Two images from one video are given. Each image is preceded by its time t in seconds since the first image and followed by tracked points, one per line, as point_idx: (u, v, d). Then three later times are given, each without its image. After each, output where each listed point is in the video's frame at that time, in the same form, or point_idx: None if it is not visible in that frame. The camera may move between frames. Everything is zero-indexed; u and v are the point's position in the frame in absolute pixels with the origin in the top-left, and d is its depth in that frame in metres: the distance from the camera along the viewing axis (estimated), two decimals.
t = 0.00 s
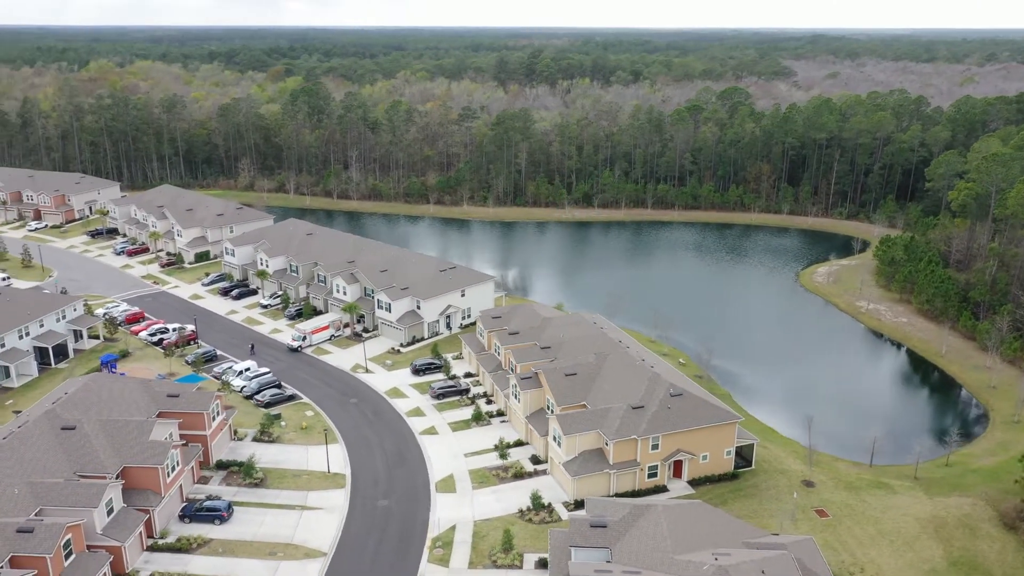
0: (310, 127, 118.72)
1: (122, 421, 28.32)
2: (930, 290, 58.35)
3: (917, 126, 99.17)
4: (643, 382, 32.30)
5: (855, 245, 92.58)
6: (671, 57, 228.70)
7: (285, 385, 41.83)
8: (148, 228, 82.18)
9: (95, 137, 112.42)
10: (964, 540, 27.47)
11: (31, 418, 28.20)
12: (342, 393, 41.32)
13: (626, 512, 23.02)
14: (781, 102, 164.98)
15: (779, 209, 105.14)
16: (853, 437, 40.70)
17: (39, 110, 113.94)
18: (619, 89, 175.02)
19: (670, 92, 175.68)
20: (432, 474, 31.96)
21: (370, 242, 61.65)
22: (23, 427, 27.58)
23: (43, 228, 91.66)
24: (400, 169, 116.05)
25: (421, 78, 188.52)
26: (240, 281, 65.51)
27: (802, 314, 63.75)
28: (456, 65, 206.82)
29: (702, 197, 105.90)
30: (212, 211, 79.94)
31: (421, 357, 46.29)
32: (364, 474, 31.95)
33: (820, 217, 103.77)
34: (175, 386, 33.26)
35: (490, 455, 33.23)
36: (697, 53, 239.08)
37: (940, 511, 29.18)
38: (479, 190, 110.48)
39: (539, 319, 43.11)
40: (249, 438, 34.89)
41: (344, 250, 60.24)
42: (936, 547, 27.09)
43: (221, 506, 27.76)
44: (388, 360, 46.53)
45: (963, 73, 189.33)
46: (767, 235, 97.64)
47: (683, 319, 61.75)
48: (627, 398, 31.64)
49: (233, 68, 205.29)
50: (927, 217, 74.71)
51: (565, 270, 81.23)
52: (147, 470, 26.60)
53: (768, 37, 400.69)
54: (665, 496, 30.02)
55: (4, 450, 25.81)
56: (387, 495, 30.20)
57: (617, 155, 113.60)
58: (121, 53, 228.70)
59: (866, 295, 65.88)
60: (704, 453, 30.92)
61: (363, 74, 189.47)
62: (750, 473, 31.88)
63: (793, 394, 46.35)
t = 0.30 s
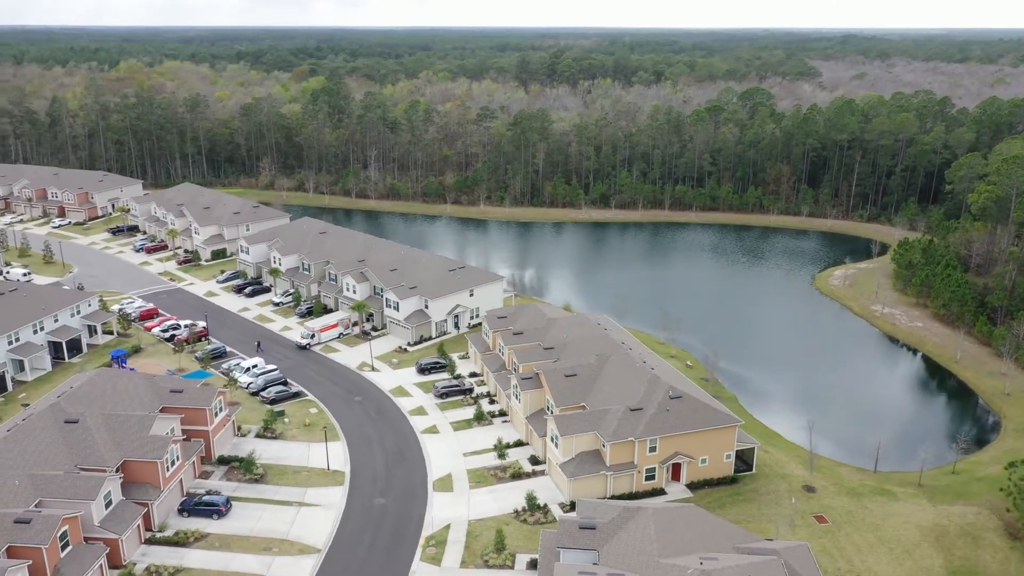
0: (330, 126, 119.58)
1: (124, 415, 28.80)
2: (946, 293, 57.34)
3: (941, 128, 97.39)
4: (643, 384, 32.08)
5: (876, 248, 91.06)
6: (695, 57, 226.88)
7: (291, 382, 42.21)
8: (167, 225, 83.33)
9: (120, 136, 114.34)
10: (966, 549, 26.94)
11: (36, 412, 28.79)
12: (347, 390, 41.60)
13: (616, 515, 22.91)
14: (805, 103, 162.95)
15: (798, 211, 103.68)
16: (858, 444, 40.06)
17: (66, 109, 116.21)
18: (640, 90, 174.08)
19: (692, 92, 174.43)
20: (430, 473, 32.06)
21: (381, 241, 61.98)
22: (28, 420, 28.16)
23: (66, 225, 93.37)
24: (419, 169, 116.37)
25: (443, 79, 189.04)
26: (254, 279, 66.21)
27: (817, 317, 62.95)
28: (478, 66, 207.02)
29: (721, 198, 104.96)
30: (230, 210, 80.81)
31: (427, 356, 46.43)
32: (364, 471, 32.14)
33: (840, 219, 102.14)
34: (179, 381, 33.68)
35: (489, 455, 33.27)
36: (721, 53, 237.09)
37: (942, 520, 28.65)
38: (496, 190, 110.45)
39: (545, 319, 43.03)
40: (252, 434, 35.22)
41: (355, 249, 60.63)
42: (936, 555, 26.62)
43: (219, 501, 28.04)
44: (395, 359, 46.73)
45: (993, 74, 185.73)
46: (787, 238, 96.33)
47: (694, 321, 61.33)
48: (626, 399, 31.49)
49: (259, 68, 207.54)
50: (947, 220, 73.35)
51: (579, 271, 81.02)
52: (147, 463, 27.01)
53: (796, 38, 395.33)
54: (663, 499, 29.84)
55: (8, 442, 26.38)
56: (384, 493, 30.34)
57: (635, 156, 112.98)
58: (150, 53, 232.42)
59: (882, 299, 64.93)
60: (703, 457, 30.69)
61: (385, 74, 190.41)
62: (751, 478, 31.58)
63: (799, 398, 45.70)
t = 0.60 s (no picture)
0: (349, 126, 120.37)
1: (127, 410, 29.21)
2: (962, 299, 56.39)
3: (965, 130, 95.50)
4: (643, 386, 31.91)
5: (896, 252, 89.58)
6: (718, 57, 225.07)
7: (297, 380, 42.56)
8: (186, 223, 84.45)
9: (144, 135, 116.12)
10: (968, 560, 26.44)
11: (42, 406, 29.34)
12: (352, 389, 41.86)
13: (605, 517, 22.80)
14: (829, 104, 160.78)
15: (818, 213, 102.15)
16: (859, 451, 39.48)
17: (93, 108, 118.24)
18: (662, 90, 173.01)
19: (714, 93, 172.87)
20: (429, 472, 32.15)
21: (392, 241, 62.30)
22: (33, 414, 28.69)
23: (90, 223, 94.97)
24: (437, 169, 116.69)
25: (464, 79, 189.35)
26: (268, 277, 66.87)
27: (831, 321, 62.16)
28: (500, 66, 206.89)
29: (739, 200, 103.93)
30: (247, 209, 81.67)
31: (434, 356, 46.59)
32: (363, 469, 32.33)
33: (861, 222, 100.57)
34: (184, 377, 34.10)
35: (488, 455, 33.31)
36: (745, 54, 234.53)
37: (945, 529, 28.16)
38: (513, 190, 110.35)
39: (550, 320, 42.98)
40: (256, 431, 35.60)
41: (366, 249, 61.00)
42: (936, 565, 26.17)
43: (217, 496, 28.38)
44: (401, 358, 46.95)
45: None
46: (806, 241, 95.02)
47: (705, 323, 60.84)
48: (625, 401, 31.32)
49: (283, 68, 209.61)
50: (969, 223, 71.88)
51: (592, 272, 80.80)
52: (147, 458, 27.39)
53: (823, 39, 390.40)
54: (660, 503, 29.67)
55: (13, 435, 26.89)
56: (381, 492, 30.49)
57: (654, 157, 112.20)
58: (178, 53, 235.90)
59: (897, 303, 63.98)
60: (702, 460, 30.43)
61: (406, 74, 191.02)
62: (751, 483, 31.27)
63: (802, 403, 45.14)
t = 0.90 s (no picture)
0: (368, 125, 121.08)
1: (129, 405, 29.66)
2: (979, 303, 55.28)
3: (990, 132, 93.53)
4: (642, 388, 31.77)
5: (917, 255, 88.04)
6: (742, 57, 222.98)
7: (303, 377, 42.92)
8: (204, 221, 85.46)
9: (167, 134, 117.85)
10: (969, 569, 25.96)
11: (48, 400, 29.85)
12: (356, 387, 42.15)
13: (594, 519, 22.75)
14: (854, 105, 158.47)
15: (837, 216, 100.78)
16: (862, 456, 39.03)
17: (119, 107, 120.17)
18: (683, 91, 171.77)
19: (737, 94, 171.19)
20: (427, 471, 32.29)
21: (404, 240, 62.62)
22: (38, 408, 29.22)
23: (111, 220, 96.45)
24: (455, 169, 116.90)
25: (485, 79, 189.41)
26: (282, 275, 67.48)
27: (844, 325, 61.42)
28: (521, 66, 206.65)
29: (757, 202, 102.82)
30: (264, 207, 82.48)
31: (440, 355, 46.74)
32: (362, 467, 32.56)
33: (881, 225, 98.98)
34: (189, 373, 34.53)
35: (487, 455, 33.35)
36: (770, 55, 231.93)
37: (947, 537, 27.67)
38: (530, 190, 110.19)
39: (555, 320, 42.95)
40: (259, 427, 35.96)
41: (377, 248, 61.34)
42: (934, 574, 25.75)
43: (217, 491, 28.73)
44: (407, 357, 47.14)
45: None
46: (824, 243, 93.77)
47: (715, 326, 60.43)
48: (623, 403, 31.20)
49: (307, 68, 211.48)
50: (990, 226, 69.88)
51: (606, 273, 80.57)
52: (147, 453, 27.77)
53: (851, 39, 384.44)
54: (656, 506, 29.52)
55: (18, 428, 27.46)
56: (378, 490, 30.69)
57: (672, 157, 111.31)
58: (204, 53, 238.97)
59: (913, 308, 62.96)
60: (700, 463, 30.23)
61: (428, 74, 191.46)
62: (751, 487, 30.96)
63: (807, 407, 44.69)
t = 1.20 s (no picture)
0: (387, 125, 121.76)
1: (132, 400, 30.14)
2: (995, 309, 54.32)
3: (1016, 134, 91.46)
4: (641, 391, 31.62)
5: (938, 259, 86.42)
6: (767, 58, 220.53)
7: (309, 375, 43.31)
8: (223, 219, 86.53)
9: (191, 133, 119.51)
10: None
11: (54, 394, 30.43)
12: (361, 385, 42.44)
13: (582, 521, 22.72)
14: (880, 106, 155.85)
15: (857, 219, 99.36)
16: (863, 463, 38.63)
17: (144, 106, 122.11)
18: (705, 91, 170.38)
19: (760, 94, 169.32)
20: (426, 469, 32.44)
21: (416, 240, 62.89)
22: (44, 402, 29.82)
23: (133, 218, 97.99)
24: (474, 169, 117.06)
25: (506, 80, 189.39)
26: (295, 273, 68.10)
27: (856, 328, 60.77)
28: (543, 67, 206.32)
29: (776, 204, 101.64)
30: (281, 206, 83.35)
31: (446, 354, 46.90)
32: (361, 465, 32.80)
33: (902, 227, 97.31)
34: (195, 369, 34.98)
35: (486, 455, 33.38)
36: (795, 55, 229.04)
37: (948, 547, 27.20)
38: (547, 191, 109.99)
39: (560, 321, 42.91)
40: (263, 424, 36.34)
41: (388, 247, 61.71)
42: None
43: (216, 486, 29.06)
44: (414, 356, 47.37)
45: None
46: (844, 246, 92.45)
47: (725, 328, 60.06)
48: (622, 405, 31.09)
49: (331, 68, 213.19)
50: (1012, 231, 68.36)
51: (618, 274, 80.28)
52: (147, 447, 28.16)
53: (881, 41, 378.72)
54: (653, 508, 29.37)
55: (23, 422, 28.05)
56: (375, 488, 30.87)
57: (691, 158, 110.43)
58: (231, 53, 242.06)
59: (929, 312, 62.00)
60: (698, 467, 30.02)
61: (449, 75, 191.83)
62: (750, 491, 30.66)
63: (812, 413, 44.27)
